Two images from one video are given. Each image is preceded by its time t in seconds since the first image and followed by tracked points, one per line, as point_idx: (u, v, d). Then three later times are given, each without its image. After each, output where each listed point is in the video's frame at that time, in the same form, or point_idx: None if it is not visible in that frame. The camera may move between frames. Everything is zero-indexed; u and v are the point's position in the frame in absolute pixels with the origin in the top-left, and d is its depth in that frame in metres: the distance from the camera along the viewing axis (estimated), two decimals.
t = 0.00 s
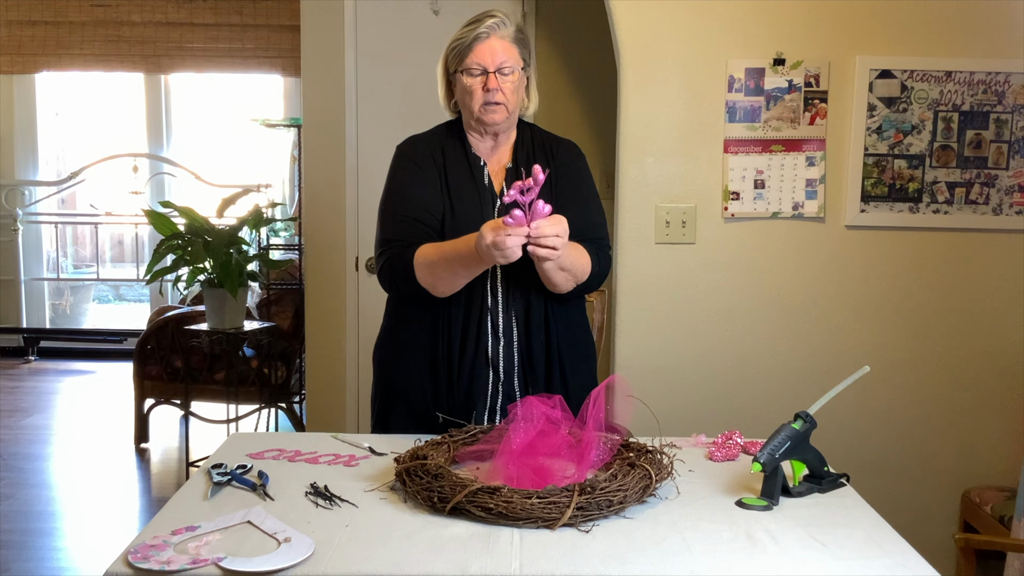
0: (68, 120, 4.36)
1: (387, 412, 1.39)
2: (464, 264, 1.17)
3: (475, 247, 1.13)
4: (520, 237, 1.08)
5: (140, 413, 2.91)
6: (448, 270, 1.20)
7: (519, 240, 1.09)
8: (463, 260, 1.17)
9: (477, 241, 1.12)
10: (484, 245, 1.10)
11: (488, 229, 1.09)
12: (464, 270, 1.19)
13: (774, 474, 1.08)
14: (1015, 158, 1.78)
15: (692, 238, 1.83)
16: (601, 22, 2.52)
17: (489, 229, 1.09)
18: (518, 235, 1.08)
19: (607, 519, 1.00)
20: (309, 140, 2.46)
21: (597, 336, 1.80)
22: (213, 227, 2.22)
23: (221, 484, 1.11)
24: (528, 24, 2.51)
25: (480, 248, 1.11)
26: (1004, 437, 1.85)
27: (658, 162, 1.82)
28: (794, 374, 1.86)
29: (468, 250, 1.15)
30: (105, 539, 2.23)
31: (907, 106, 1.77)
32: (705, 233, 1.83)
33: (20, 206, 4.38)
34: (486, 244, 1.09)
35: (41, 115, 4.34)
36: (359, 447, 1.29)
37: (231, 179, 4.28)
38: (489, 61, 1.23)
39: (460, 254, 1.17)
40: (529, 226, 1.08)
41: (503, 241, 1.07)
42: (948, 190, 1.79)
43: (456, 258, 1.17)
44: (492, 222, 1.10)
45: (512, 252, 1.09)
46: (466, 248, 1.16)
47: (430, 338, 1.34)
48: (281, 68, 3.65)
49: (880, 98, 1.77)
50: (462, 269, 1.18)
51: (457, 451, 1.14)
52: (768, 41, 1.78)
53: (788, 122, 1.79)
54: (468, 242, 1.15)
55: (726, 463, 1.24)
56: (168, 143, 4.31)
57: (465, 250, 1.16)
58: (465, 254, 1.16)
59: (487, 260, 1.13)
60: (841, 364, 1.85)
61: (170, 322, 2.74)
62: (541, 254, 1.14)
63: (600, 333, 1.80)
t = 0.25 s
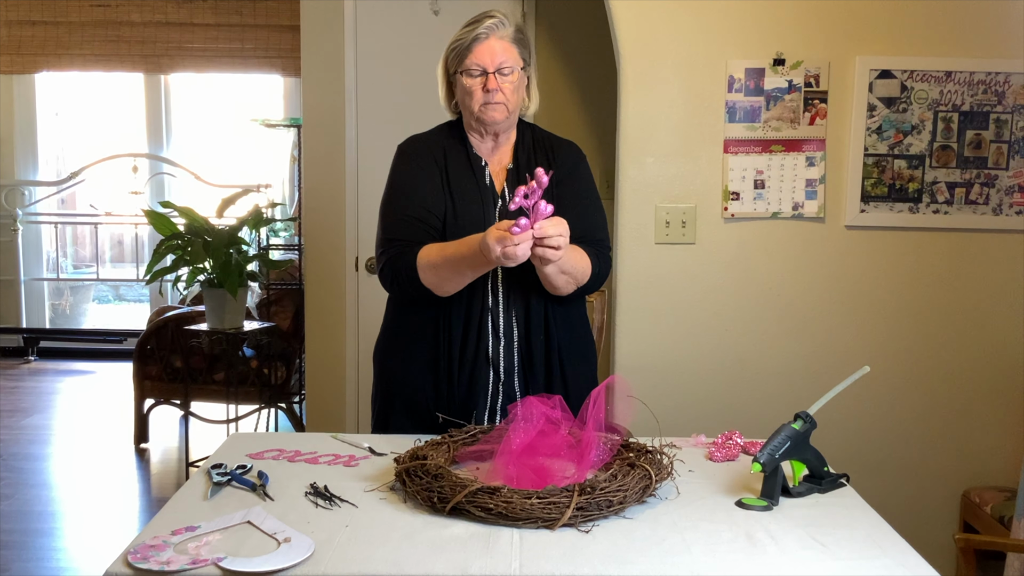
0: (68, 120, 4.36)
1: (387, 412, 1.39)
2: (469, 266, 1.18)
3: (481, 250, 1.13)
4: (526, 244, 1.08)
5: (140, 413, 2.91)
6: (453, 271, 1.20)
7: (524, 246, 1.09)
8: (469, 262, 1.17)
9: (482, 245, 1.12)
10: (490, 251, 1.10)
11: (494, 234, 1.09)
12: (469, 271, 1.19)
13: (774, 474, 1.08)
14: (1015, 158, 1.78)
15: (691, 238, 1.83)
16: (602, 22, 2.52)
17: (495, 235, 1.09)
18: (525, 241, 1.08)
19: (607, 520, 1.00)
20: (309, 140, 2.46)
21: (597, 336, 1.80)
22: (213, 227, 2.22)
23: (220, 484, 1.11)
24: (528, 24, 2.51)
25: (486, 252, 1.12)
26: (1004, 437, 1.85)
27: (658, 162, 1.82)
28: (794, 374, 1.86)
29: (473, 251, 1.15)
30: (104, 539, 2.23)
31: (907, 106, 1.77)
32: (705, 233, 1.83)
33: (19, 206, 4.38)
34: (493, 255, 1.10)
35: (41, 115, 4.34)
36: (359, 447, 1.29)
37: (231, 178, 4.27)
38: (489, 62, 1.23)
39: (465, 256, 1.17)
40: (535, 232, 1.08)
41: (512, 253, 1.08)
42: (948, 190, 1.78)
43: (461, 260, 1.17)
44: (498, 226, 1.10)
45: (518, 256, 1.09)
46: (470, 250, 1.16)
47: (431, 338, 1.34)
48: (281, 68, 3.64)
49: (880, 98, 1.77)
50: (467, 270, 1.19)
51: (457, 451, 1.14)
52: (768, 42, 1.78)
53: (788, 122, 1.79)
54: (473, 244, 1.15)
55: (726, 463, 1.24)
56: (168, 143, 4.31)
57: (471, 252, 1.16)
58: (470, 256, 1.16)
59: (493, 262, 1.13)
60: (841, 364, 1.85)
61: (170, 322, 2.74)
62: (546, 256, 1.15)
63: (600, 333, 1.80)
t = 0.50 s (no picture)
0: (68, 120, 4.36)
1: (387, 413, 1.39)
2: (468, 263, 1.17)
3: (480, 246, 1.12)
4: (526, 237, 1.08)
5: (140, 413, 2.91)
6: (453, 270, 1.20)
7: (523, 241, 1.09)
8: (468, 260, 1.17)
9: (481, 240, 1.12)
10: (489, 245, 1.09)
11: (493, 229, 1.08)
12: (468, 269, 1.19)
13: (775, 474, 1.08)
14: (1015, 158, 1.78)
15: (691, 238, 1.83)
16: (602, 23, 2.52)
17: (494, 230, 1.08)
18: (523, 235, 1.08)
19: (607, 520, 1.00)
20: (309, 141, 2.46)
21: (597, 336, 1.80)
22: (213, 227, 2.22)
23: (221, 484, 1.11)
24: (528, 24, 2.51)
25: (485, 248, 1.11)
26: (1004, 437, 1.85)
27: (658, 162, 1.82)
28: (794, 374, 1.86)
29: (472, 248, 1.15)
30: (104, 539, 2.23)
31: (907, 107, 1.77)
32: (705, 233, 1.83)
33: (19, 206, 4.38)
34: (490, 246, 1.09)
35: (41, 115, 4.34)
36: (359, 447, 1.29)
37: (231, 179, 4.28)
38: (489, 62, 1.23)
39: (464, 253, 1.16)
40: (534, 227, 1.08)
41: (509, 246, 1.07)
42: (948, 191, 1.79)
43: (461, 258, 1.17)
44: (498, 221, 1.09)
45: (518, 252, 1.09)
46: (470, 247, 1.16)
47: (431, 339, 1.34)
48: (281, 68, 3.64)
49: (880, 98, 1.77)
50: (467, 268, 1.19)
51: (457, 451, 1.14)
52: (768, 42, 1.78)
53: (788, 122, 1.79)
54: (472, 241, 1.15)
55: (726, 463, 1.25)
56: (168, 143, 4.31)
57: (470, 248, 1.15)
58: (469, 254, 1.16)
59: (493, 259, 1.13)
60: (841, 364, 1.85)
61: (170, 322, 2.74)
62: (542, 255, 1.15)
63: (600, 333, 1.80)
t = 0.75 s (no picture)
0: (68, 120, 4.36)
1: (387, 413, 1.39)
2: (460, 262, 1.17)
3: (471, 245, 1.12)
4: (514, 231, 1.07)
5: (140, 413, 2.91)
6: (446, 270, 1.20)
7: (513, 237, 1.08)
8: (460, 259, 1.17)
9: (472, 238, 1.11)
10: (478, 241, 1.09)
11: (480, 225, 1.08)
12: (461, 268, 1.18)
13: (775, 474, 1.08)
14: (1015, 158, 1.78)
15: (692, 238, 1.83)
16: (601, 23, 2.52)
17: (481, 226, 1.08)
18: (512, 230, 1.07)
19: (607, 520, 1.00)
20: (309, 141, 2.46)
21: (597, 336, 1.80)
22: (213, 227, 2.22)
23: (220, 484, 1.11)
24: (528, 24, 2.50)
25: (475, 245, 1.11)
26: (1004, 437, 1.85)
27: (658, 162, 1.82)
28: (794, 374, 1.86)
29: (463, 247, 1.15)
30: (104, 539, 2.23)
31: (907, 107, 1.77)
32: (705, 233, 1.83)
33: (19, 206, 4.38)
34: (480, 242, 1.08)
35: (41, 115, 4.34)
36: (359, 447, 1.29)
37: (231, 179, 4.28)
38: (488, 62, 1.23)
39: (456, 253, 1.16)
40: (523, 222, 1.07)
41: (496, 240, 1.07)
42: (948, 190, 1.78)
43: (452, 257, 1.17)
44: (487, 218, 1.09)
45: (508, 247, 1.09)
46: (460, 247, 1.15)
47: (431, 339, 1.34)
48: (281, 68, 3.64)
49: (880, 98, 1.77)
50: (459, 267, 1.18)
51: (457, 452, 1.13)
52: (768, 42, 1.78)
53: (788, 122, 1.79)
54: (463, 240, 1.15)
55: (726, 463, 1.25)
56: (168, 143, 4.31)
57: (462, 247, 1.15)
58: (460, 252, 1.16)
59: (484, 257, 1.12)
60: (841, 364, 1.85)
61: (170, 322, 2.74)
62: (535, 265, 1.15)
63: (601, 333, 1.80)
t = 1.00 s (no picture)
0: (68, 120, 4.36)
1: (387, 413, 1.39)
2: (458, 265, 1.17)
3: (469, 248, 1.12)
4: (512, 235, 1.07)
5: (140, 413, 2.91)
6: (444, 272, 1.20)
7: (512, 241, 1.08)
8: (458, 262, 1.17)
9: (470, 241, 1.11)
10: (477, 245, 1.09)
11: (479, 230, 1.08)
12: (459, 271, 1.18)
13: (774, 474, 1.08)
14: (1015, 158, 1.78)
15: (692, 238, 1.83)
16: (602, 24, 2.52)
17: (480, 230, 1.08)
18: (510, 234, 1.07)
19: (607, 520, 1.00)
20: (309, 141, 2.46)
21: (597, 336, 1.80)
22: (213, 227, 2.22)
23: (220, 484, 1.11)
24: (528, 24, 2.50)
25: (473, 248, 1.11)
26: (1003, 437, 1.85)
27: (658, 162, 1.82)
28: (794, 374, 1.86)
29: (460, 250, 1.15)
30: (104, 539, 2.23)
31: (907, 107, 1.77)
32: (705, 233, 1.83)
33: (19, 206, 4.38)
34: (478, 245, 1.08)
35: (41, 115, 4.34)
36: (359, 448, 1.29)
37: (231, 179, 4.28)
38: (488, 64, 1.23)
39: (453, 255, 1.16)
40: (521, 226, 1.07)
41: (499, 243, 1.07)
42: (948, 191, 1.79)
43: (450, 260, 1.17)
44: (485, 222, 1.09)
45: (507, 250, 1.08)
46: (458, 248, 1.15)
47: (431, 339, 1.34)
48: (281, 68, 3.64)
49: (880, 98, 1.77)
50: (457, 270, 1.18)
51: (457, 452, 1.14)
52: (768, 42, 1.78)
53: (788, 122, 1.79)
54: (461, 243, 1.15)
55: (726, 463, 1.25)
56: (168, 143, 4.32)
57: (460, 250, 1.15)
58: (458, 255, 1.16)
59: (482, 259, 1.12)
60: (841, 364, 1.85)
61: (170, 322, 2.74)
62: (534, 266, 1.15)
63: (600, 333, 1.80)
